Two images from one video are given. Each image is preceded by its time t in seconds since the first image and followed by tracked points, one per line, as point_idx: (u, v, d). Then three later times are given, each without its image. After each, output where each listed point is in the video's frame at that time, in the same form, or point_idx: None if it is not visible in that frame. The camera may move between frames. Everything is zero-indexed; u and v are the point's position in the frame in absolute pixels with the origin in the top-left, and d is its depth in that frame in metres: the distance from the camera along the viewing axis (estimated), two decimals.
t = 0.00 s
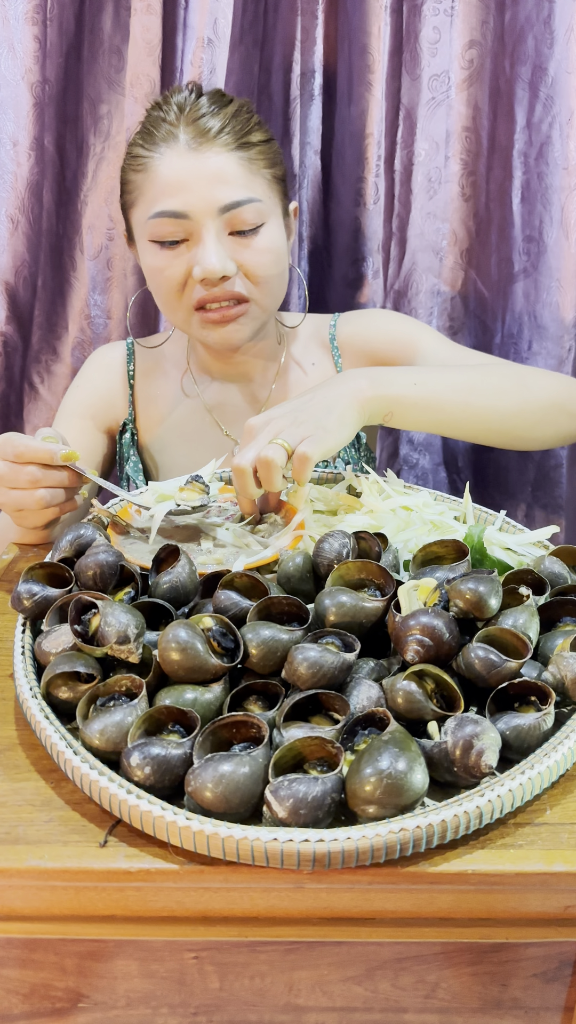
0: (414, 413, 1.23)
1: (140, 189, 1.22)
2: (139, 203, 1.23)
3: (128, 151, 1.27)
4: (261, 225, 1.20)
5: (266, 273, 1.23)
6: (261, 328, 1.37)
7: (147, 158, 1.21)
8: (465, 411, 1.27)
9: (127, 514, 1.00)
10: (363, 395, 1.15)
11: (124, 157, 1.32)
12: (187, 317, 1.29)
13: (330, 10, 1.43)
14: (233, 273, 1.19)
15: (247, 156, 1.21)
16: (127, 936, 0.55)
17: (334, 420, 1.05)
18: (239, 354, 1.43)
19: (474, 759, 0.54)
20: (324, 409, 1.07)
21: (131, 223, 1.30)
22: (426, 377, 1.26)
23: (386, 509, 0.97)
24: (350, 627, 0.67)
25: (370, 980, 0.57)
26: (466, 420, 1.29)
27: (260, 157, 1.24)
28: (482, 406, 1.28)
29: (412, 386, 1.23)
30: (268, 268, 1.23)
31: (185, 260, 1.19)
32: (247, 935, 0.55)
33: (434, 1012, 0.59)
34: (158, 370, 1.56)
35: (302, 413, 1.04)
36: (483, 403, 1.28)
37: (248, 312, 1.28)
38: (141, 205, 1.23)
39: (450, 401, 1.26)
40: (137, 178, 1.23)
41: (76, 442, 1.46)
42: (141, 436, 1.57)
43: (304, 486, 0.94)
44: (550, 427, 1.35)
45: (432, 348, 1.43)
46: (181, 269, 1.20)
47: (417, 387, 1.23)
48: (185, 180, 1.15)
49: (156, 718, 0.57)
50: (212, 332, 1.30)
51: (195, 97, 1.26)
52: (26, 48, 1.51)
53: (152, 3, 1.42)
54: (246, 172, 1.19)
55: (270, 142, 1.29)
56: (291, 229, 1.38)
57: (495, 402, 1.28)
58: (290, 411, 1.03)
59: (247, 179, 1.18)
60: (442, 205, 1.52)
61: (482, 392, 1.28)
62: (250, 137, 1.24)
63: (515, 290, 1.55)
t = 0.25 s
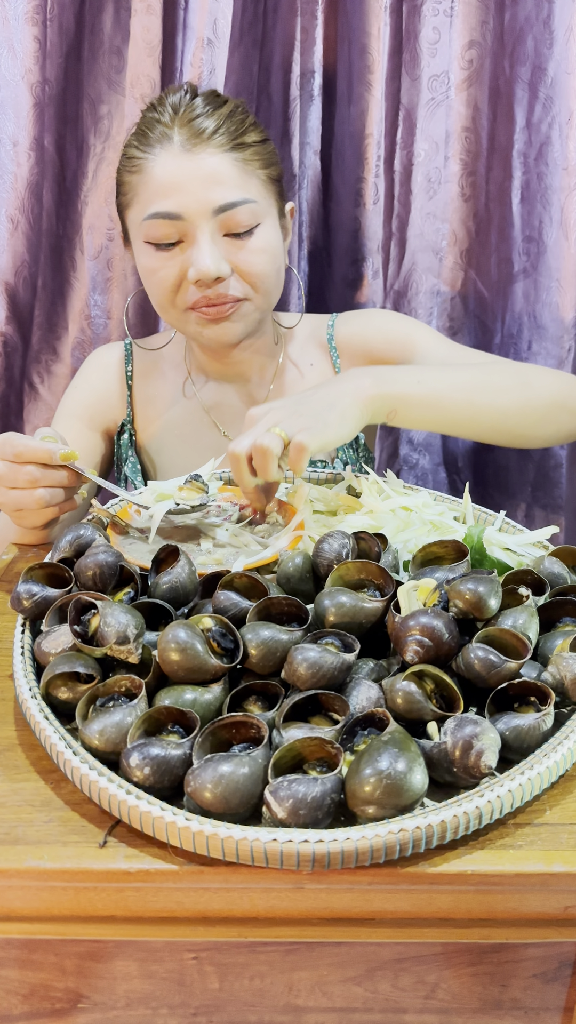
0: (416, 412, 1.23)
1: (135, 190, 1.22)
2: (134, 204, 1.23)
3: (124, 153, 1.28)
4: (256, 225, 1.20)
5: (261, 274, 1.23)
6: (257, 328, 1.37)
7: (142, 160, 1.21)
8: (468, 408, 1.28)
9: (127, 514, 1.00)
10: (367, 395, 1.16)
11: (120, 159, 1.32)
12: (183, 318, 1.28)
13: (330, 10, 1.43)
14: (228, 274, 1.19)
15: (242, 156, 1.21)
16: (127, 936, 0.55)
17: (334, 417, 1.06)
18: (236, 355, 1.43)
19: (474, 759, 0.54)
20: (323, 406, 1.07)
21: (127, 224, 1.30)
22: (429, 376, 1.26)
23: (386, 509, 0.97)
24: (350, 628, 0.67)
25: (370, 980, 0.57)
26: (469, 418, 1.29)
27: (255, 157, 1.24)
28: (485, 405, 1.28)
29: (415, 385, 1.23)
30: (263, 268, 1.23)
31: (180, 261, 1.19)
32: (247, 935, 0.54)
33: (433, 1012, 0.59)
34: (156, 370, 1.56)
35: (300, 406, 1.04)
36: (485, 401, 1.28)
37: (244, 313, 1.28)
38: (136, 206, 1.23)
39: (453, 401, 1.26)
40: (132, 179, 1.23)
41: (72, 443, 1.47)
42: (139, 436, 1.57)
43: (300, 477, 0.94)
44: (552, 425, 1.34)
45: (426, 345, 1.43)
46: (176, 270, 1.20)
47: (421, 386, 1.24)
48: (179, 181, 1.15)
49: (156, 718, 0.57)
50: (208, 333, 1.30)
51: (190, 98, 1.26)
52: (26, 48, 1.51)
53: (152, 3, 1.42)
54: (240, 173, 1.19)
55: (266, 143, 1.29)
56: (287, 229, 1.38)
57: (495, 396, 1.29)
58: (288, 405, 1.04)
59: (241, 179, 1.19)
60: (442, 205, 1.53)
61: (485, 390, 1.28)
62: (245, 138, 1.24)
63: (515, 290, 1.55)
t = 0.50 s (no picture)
0: (414, 398, 1.24)
1: (133, 190, 1.22)
2: (132, 204, 1.23)
3: (122, 153, 1.28)
4: (254, 225, 1.20)
5: (259, 273, 1.23)
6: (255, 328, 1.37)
7: (140, 160, 1.21)
8: (466, 394, 1.27)
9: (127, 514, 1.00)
10: (364, 378, 1.16)
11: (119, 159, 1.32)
12: (180, 318, 1.28)
13: (330, 10, 1.43)
14: (226, 274, 1.19)
15: (240, 156, 1.21)
16: (127, 936, 0.55)
17: (331, 406, 1.06)
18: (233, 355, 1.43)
19: (475, 759, 0.54)
20: (319, 393, 1.07)
21: (125, 224, 1.31)
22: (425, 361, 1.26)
23: (386, 509, 0.97)
24: (350, 628, 0.67)
25: (371, 980, 0.57)
26: (468, 406, 1.29)
27: (254, 157, 1.24)
28: (483, 389, 1.28)
29: (412, 370, 1.23)
30: (261, 268, 1.23)
31: (178, 260, 1.19)
32: (247, 935, 0.54)
33: (434, 1012, 0.59)
34: (155, 370, 1.56)
35: (297, 397, 1.04)
36: (484, 387, 1.28)
37: (242, 313, 1.28)
38: (134, 205, 1.23)
39: (451, 387, 1.26)
40: (130, 179, 1.23)
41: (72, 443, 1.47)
42: (139, 435, 1.57)
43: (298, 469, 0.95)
44: (552, 415, 1.34)
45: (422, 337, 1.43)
46: (174, 270, 1.20)
47: (418, 371, 1.24)
48: (177, 181, 1.15)
49: (156, 719, 0.57)
50: (206, 333, 1.30)
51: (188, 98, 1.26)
52: (27, 48, 1.51)
53: (152, 3, 1.42)
54: (238, 172, 1.19)
55: (264, 143, 1.29)
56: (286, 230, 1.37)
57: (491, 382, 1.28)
58: (284, 396, 1.04)
59: (240, 179, 1.19)
60: (442, 206, 1.52)
61: (482, 375, 1.28)
62: (243, 138, 1.24)
63: (515, 290, 1.55)
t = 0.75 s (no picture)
0: (414, 411, 1.23)
1: (131, 190, 1.22)
2: (130, 204, 1.23)
3: (121, 154, 1.28)
4: (252, 225, 1.20)
5: (257, 274, 1.23)
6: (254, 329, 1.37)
7: (138, 160, 1.21)
8: (466, 406, 1.28)
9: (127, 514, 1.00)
10: (364, 394, 1.16)
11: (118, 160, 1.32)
12: (178, 318, 1.28)
13: (330, 10, 1.43)
14: (224, 274, 1.19)
15: (238, 156, 1.21)
16: (128, 936, 0.55)
17: (334, 419, 1.06)
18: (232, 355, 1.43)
19: (475, 759, 0.54)
20: (322, 407, 1.07)
21: (124, 224, 1.31)
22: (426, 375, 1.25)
23: (386, 510, 0.97)
24: (350, 628, 0.67)
25: (371, 980, 0.57)
26: (467, 417, 1.29)
27: (252, 157, 1.24)
28: (483, 402, 1.28)
29: (412, 384, 1.23)
30: (259, 268, 1.23)
31: (176, 260, 1.19)
32: (248, 935, 0.54)
33: (434, 1012, 0.59)
34: (154, 370, 1.57)
35: (301, 413, 1.04)
36: (483, 398, 1.28)
37: (240, 313, 1.28)
38: (132, 205, 1.23)
39: (451, 399, 1.26)
40: (129, 180, 1.23)
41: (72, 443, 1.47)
42: (139, 436, 1.57)
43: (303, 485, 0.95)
44: (551, 421, 1.34)
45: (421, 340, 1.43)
46: (172, 270, 1.20)
47: (418, 385, 1.23)
48: (176, 181, 1.15)
49: (157, 719, 0.57)
50: (204, 333, 1.30)
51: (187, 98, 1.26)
52: (27, 49, 1.51)
53: (152, 4, 1.42)
54: (237, 172, 1.19)
55: (263, 143, 1.29)
56: (284, 230, 1.38)
57: (491, 391, 1.29)
58: (288, 411, 1.03)
59: (238, 180, 1.19)
60: (442, 206, 1.53)
61: (481, 387, 1.28)
62: (241, 138, 1.24)
63: (515, 290, 1.55)
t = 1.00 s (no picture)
0: (413, 398, 1.24)
1: (130, 190, 1.22)
2: (129, 204, 1.23)
3: (119, 154, 1.28)
4: (250, 225, 1.20)
5: (255, 274, 1.23)
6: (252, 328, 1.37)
7: (137, 160, 1.21)
8: (466, 398, 1.28)
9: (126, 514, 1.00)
10: (362, 380, 1.16)
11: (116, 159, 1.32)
12: (176, 318, 1.28)
13: (329, 10, 1.43)
14: (222, 274, 1.19)
15: (236, 156, 1.21)
16: (126, 936, 0.55)
17: (331, 402, 1.06)
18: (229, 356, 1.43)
19: (473, 759, 0.54)
20: (319, 391, 1.07)
21: (122, 224, 1.31)
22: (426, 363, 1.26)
23: (384, 509, 0.97)
24: (349, 628, 0.67)
25: (369, 980, 0.57)
26: (466, 410, 1.29)
27: (250, 157, 1.24)
28: (483, 393, 1.28)
29: (412, 371, 1.24)
30: (257, 268, 1.23)
31: (174, 260, 1.19)
32: (246, 936, 0.54)
33: (433, 1012, 0.59)
34: (153, 370, 1.56)
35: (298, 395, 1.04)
36: (483, 390, 1.28)
37: (238, 313, 1.28)
38: (130, 205, 1.23)
39: (451, 390, 1.26)
40: (127, 179, 1.23)
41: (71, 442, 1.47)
42: (137, 435, 1.57)
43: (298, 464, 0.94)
44: (551, 417, 1.34)
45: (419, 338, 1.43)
46: (170, 270, 1.20)
47: (417, 373, 1.24)
48: (174, 181, 1.15)
49: (155, 719, 0.57)
50: (202, 333, 1.30)
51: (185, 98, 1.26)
52: (26, 49, 1.51)
53: (151, 4, 1.42)
54: (235, 172, 1.19)
55: (261, 143, 1.29)
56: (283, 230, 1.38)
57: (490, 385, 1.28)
58: (286, 393, 1.03)
59: (236, 180, 1.19)
60: (441, 207, 1.53)
61: (481, 380, 1.28)
62: (240, 138, 1.24)
63: (514, 290, 1.55)
